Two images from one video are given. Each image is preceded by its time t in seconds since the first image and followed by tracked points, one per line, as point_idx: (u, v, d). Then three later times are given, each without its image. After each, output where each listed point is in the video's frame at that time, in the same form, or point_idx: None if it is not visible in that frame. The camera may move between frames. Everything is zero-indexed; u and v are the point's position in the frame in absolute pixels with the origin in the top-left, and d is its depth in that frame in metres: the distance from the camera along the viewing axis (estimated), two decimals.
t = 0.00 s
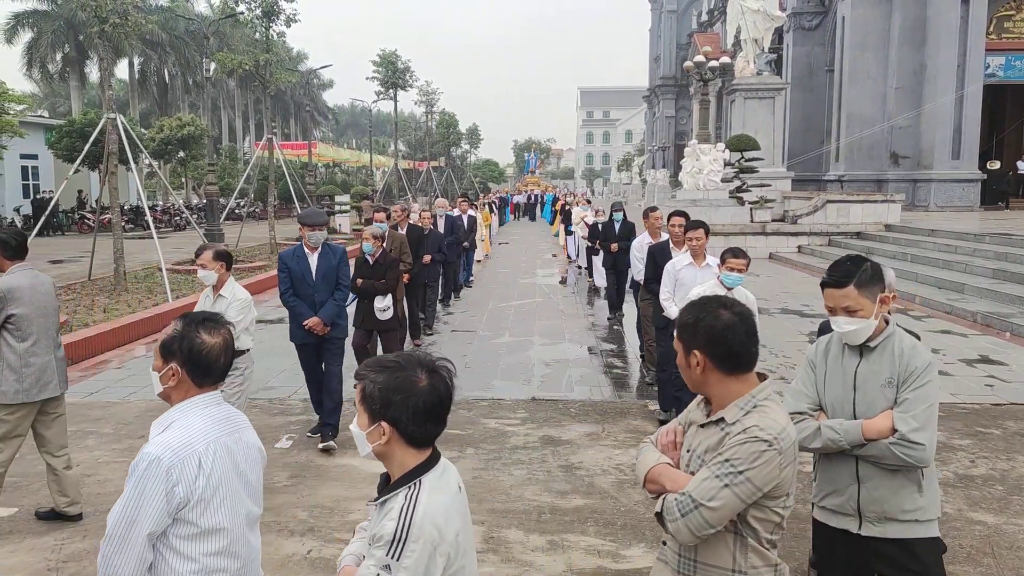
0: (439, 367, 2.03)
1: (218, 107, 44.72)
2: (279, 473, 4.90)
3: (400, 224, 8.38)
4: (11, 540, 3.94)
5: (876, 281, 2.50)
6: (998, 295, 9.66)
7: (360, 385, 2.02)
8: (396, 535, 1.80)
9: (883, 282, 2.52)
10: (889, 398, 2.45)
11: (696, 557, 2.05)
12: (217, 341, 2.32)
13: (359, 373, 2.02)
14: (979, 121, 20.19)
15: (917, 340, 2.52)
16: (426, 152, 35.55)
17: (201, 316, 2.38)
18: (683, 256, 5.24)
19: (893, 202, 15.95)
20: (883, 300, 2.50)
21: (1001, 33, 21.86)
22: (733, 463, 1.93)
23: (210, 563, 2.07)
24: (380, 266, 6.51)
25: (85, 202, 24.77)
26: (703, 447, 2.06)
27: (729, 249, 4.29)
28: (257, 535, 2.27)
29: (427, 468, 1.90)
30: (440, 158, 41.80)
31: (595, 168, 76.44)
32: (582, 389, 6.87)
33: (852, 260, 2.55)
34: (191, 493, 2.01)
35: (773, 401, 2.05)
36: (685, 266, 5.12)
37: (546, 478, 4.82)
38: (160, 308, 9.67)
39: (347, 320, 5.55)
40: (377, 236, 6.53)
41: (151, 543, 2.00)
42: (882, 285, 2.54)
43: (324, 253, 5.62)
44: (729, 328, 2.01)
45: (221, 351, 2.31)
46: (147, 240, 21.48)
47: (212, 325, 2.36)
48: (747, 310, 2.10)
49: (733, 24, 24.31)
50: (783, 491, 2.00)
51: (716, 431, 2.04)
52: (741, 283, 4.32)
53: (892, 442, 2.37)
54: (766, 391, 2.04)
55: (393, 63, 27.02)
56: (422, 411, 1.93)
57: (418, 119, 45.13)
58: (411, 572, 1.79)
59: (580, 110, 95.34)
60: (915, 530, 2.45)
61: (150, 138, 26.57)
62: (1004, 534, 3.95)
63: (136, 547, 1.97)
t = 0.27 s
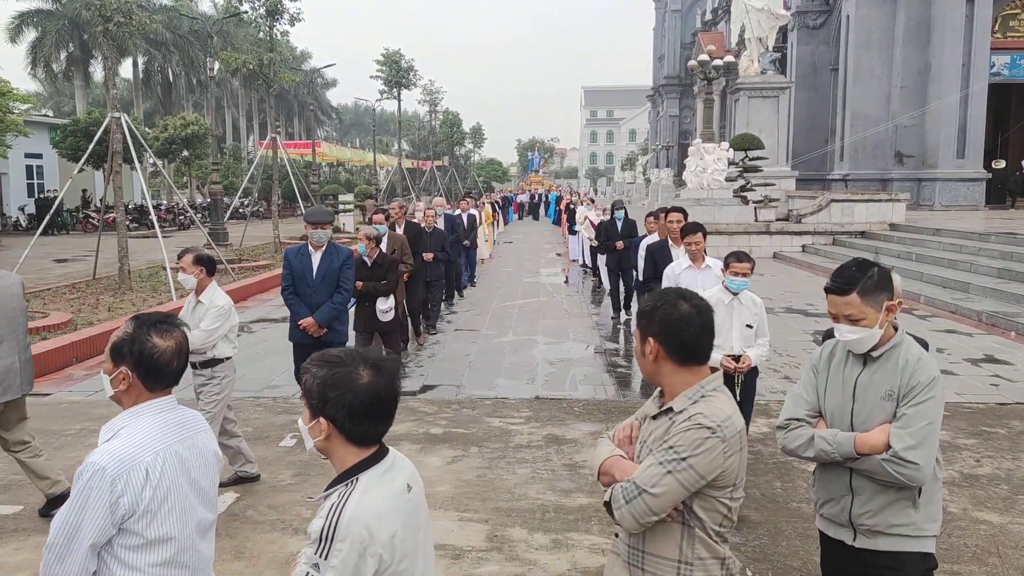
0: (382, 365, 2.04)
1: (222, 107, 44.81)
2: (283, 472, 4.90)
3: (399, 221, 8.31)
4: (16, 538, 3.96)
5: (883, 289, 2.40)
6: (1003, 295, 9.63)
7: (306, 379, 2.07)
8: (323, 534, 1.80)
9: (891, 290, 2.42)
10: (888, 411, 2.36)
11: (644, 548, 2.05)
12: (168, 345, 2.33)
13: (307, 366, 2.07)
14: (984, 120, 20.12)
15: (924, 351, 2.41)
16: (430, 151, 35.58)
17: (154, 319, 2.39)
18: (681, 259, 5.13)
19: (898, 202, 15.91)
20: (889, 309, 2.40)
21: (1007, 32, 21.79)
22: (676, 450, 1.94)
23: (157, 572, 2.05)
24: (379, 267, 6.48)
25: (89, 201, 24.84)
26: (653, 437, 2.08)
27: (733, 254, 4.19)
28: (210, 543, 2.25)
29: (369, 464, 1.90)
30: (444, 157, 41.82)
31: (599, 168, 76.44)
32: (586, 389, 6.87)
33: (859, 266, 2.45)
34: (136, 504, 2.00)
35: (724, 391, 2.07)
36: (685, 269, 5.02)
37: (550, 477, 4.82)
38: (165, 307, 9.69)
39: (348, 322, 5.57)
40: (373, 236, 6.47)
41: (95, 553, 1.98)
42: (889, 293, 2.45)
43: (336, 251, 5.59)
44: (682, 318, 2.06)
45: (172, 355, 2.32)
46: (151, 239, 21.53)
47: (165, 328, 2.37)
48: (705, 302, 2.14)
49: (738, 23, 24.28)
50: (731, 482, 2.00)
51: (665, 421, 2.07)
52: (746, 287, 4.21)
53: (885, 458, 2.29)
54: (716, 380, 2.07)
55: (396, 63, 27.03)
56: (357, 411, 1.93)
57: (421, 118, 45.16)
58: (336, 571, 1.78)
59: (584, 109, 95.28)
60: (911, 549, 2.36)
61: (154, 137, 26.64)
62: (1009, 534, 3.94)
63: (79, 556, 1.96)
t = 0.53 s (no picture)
0: (336, 364, 2.05)
1: (226, 106, 44.89)
2: (287, 471, 4.91)
3: (399, 219, 8.20)
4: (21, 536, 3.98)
5: (898, 307, 2.29)
6: (1008, 294, 9.60)
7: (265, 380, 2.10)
8: (278, 532, 1.82)
9: (908, 306, 2.31)
10: (888, 431, 2.29)
11: (607, 549, 2.05)
12: (121, 345, 2.33)
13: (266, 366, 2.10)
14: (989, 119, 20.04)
15: (938, 373, 2.28)
16: (434, 150, 35.60)
17: (104, 319, 2.38)
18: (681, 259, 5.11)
19: (903, 200, 15.85)
20: (904, 327, 2.29)
21: (1012, 30, 21.71)
22: (625, 450, 1.94)
23: None
24: (372, 263, 6.42)
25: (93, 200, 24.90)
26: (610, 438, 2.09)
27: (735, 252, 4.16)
28: (164, 547, 2.24)
29: (324, 463, 1.91)
30: (448, 156, 41.82)
31: (602, 167, 76.41)
32: (591, 387, 6.87)
33: (874, 280, 2.34)
34: (93, 509, 1.99)
35: (683, 389, 2.08)
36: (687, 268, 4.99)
37: (554, 476, 4.83)
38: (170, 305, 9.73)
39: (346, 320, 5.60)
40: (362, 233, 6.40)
41: (50, 560, 1.96)
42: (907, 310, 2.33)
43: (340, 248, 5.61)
44: (640, 318, 2.07)
45: (125, 356, 2.32)
46: (155, 238, 21.57)
47: (115, 328, 2.37)
48: (667, 301, 2.15)
49: (742, 21, 24.24)
50: (687, 482, 1.99)
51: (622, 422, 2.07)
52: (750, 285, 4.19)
53: (875, 479, 2.22)
54: (676, 378, 2.08)
55: (400, 61, 27.04)
56: (308, 410, 1.94)
57: (425, 118, 45.19)
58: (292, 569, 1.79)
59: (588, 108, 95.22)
60: None
61: (159, 136, 26.69)
62: (1014, 534, 3.93)
63: (33, 564, 1.93)
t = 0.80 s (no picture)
0: (302, 365, 2.08)
1: (230, 104, 44.96)
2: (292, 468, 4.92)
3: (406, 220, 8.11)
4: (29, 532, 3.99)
5: (896, 304, 2.24)
6: (1014, 293, 9.59)
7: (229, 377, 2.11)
8: (242, 526, 1.82)
9: (905, 303, 2.26)
10: (880, 433, 2.24)
11: (546, 557, 1.98)
12: (78, 343, 2.29)
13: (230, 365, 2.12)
14: (994, 117, 19.97)
15: (937, 373, 2.22)
16: (437, 149, 35.62)
17: (60, 317, 2.35)
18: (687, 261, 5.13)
19: (907, 198, 15.79)
20: (900, 325, 2.24)
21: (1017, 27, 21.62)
22: (565, 461, 1.87)
23: None
24: (372, 263, 6.13)
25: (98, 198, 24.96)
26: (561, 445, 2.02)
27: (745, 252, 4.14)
28: (138, 542, 2.25)
29: (288, 460, 1.92)
30: (451, 154, 41.84)
31: (606, 165, 76.42)
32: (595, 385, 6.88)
33: (872, 275, 2.28)
34: (60, 510, 1.99)
35: (639, 401, 2.01)
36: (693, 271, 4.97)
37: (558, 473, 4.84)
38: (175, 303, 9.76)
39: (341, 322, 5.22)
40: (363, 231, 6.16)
41: (19, 561, 1.96)
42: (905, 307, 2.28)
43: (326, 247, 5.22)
44: (597, 324, 2.02)
45: (83, 354, 2.29)
46: (160, 236, 21.64)
47: (72, 327, 2.33)
48: (628, 308, 2.09)
49: (746, 19, 24.19)
50: (629, 499, 1.91)
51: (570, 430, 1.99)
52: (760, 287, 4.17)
53: (863, 485, 2.19)
54: (635, 388, 2.02)
55: (404, 60, 27.05)
56: (273, 409, 1.96)
57: (429, 116, 45.24)
58: (254, 565, 1.80)
59: (591, 106, 95.16)
60: None
61: (163, 135, 26.74)
62: (1018, 532, 3.93)
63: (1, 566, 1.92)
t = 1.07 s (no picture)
0: (266, 353, 2.18)
1: (234, 102, 45.01)
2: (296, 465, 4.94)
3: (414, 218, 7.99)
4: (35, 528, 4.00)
5: (855, 303, 2.23)
6: (1019, 291, 9.56)
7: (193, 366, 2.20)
8: (214, 508, 1.88)
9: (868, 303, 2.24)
10: (843, 439, 2.22)
11: (497, 560, 1.96)
12: (47, 341, 2.34)
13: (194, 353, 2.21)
14: (999, 114, 19.87)
15: (903, 374, 2.18)
16: (441, 147, 35.64)
17: (32, 317, 2.40)
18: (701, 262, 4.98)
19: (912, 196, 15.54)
20: (862, 325, 2.23)
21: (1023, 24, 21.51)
22: (509, 467, 1.84)
23: (55, 571, 2.08)
24: (377, 264, 6.06)
25: (102, 196, 25.02)
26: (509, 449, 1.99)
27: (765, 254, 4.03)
28: (107, 539, 2.27)
29: (257, 445, 2.01)
30: (455, 152, 41.83)
31: (610, 163, 76.34)
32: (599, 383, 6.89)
33: (832, 274, 2.28)
34: (26, 504, 2.02)
35: (594, 401, 1.98)
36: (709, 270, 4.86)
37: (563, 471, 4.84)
38: (180, 301, 9.81)
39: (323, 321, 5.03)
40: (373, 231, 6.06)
41: None
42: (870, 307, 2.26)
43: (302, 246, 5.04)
44: (550, 323, 1.99)
45: (52, 352, 2.34)
46: (164, 234, 21.69)
47: (41, 326, 2.38)
48: (583, 307, 2.07)
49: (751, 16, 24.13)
50: (575, 505, 1.89)
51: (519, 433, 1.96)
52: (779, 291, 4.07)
53: (824, 490, 2.17)
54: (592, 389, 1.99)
55: (408, 57, 27.04)
56: (240, 396, 2.06)
57: (433, 114, 45.23)
58: (226, 547, 1.87)
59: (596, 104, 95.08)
60: None
61: (167, 132, 26.79)
62: None
63: None
